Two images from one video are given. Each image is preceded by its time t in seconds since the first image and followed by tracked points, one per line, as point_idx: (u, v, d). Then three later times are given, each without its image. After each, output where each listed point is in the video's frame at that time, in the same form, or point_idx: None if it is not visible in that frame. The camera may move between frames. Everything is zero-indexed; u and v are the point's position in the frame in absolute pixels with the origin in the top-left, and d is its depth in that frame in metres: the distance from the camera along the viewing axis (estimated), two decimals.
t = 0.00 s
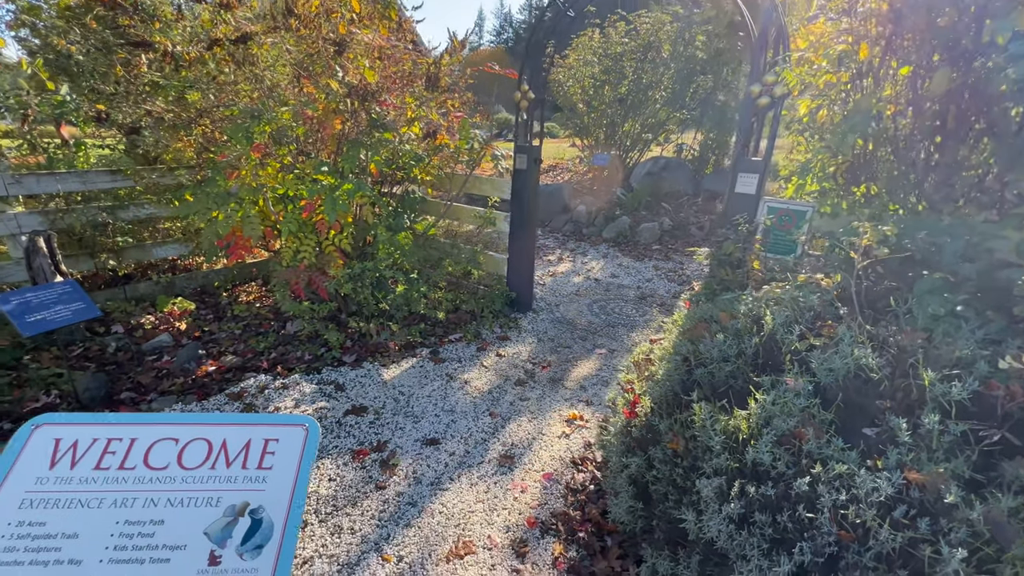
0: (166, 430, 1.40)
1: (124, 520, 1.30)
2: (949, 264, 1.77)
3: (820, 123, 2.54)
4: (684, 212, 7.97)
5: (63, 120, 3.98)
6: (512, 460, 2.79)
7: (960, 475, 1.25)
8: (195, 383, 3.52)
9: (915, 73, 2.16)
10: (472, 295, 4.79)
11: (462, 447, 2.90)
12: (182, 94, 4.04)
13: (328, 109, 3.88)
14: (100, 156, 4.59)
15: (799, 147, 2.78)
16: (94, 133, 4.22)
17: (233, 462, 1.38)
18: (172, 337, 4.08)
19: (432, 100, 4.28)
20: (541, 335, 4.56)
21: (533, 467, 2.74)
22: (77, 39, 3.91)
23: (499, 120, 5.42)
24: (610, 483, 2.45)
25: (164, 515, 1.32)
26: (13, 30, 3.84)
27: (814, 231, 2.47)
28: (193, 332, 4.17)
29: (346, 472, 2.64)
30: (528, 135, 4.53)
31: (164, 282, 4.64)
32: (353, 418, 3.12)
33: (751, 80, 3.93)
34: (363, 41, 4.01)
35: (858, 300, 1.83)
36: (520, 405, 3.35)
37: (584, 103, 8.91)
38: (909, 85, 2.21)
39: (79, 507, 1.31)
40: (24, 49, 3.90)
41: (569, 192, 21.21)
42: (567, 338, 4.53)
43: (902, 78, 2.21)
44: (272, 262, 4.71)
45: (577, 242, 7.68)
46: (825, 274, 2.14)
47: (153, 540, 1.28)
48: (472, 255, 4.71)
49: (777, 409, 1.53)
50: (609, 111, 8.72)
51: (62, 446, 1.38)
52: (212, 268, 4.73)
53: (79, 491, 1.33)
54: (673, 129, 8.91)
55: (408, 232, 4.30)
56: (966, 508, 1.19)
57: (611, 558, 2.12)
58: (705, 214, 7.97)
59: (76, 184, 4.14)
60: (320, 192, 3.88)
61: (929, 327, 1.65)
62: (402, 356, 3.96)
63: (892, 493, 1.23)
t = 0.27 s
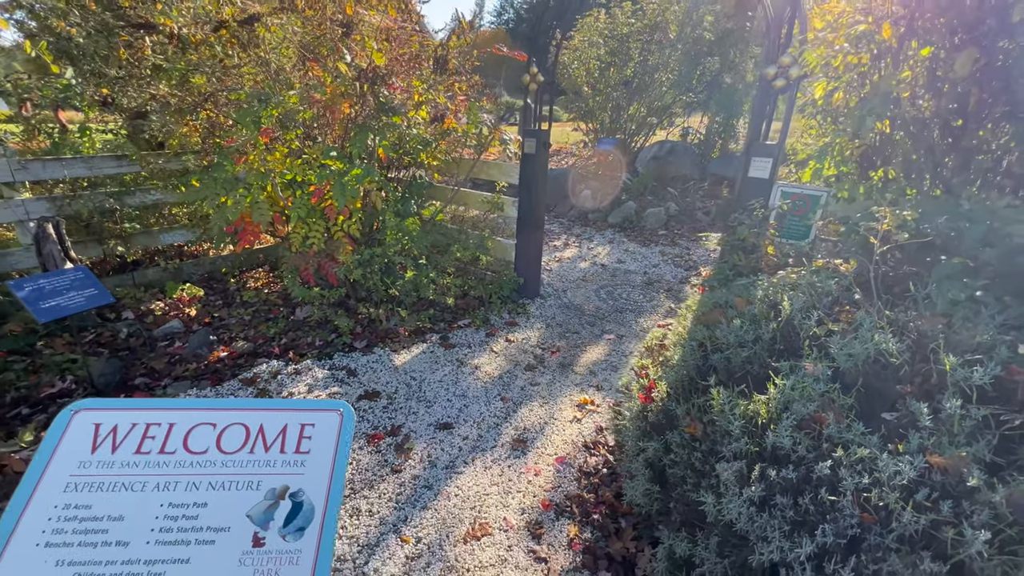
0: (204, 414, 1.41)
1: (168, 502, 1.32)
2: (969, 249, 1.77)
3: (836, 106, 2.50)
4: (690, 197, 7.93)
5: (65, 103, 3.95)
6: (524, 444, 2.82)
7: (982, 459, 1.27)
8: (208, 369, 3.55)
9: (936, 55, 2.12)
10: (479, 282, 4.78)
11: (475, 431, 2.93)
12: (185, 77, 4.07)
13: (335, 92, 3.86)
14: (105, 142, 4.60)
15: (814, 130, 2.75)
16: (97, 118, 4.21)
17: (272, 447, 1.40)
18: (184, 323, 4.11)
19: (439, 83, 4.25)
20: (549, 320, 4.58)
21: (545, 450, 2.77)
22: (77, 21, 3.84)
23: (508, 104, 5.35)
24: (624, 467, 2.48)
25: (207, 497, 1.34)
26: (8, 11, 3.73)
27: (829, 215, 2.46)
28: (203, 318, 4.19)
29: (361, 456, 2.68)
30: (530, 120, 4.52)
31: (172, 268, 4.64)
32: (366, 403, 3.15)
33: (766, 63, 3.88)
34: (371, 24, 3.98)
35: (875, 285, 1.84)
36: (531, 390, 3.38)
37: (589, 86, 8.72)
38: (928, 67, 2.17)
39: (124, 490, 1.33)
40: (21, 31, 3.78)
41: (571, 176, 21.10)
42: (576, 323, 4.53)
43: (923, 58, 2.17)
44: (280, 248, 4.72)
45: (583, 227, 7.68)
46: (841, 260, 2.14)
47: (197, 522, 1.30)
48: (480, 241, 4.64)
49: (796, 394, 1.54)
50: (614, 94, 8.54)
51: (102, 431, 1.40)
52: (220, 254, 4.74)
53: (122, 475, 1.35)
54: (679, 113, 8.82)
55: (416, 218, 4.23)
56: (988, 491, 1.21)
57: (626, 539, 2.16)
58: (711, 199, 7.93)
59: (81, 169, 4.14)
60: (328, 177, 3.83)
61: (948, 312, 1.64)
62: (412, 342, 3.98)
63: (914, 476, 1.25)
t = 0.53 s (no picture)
0: (236, 399, 1.43)
1: (206, 486, 1.35)
2: (992, 232, 1.75)
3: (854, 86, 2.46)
4: (699, 180, 7.86)
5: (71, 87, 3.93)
6: (537, 428, 2.85)
7: (1006, 443, 1.27)
8: (222, 354, 3.58)
9: (963, 31, 2.08)
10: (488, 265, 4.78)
11: (489, 415, 2.95)
12: (189, 60, 4.00)
13: (344, 75, 3.78)
14: (110, 127, 4.58)
15: (831, 111, 2.71)
16: (102, 102, 4.15)
17: (305, 431, 1.44)
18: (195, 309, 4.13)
19: (447, 64, 4.24)
20: (558, 305, 4.58)
21: (558, 434, 2.79)
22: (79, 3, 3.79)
23: (516, 86, 5.28)
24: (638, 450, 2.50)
25: (245, 481, 1.37)
26: None
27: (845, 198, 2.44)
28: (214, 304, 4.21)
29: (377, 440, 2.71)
30: (533, 102, 4.43)
31: (181, 254, 4.65)
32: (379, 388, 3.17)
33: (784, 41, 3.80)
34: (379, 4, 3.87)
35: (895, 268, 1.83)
36: (542, 375, 3.39)
37: (596, 67, 8.56)
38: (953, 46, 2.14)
39: (162, 473, 1.35)
40: (22, 15, 3.73)
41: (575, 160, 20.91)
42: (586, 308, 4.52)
43: (947, 36, 2.13)
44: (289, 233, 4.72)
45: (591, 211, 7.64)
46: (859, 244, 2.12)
47: (235, 505, 1.33)
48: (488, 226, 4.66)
49: (817, 378, 1.54)
50: (621, 75, 8.40)
51: (137, 415, 1.42)
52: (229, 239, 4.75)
53: (158, 458, 1.37)
54: (687, 94, 8.70)
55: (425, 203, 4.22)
56: (1013, 474, 1.22)
57: (641, 521, 2.20)
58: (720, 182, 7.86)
59: (89, 154, 4.12)
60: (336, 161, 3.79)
61: (970, 296, 1.63)
62: (423, 327, 4.00)
63: (938, 460, 1.26)
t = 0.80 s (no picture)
0: (259, 383, 1.44)
1: (232, 469, 1.36)
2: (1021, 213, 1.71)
3: (877, 62, 2.40)
4: (709, 162, 7.76)
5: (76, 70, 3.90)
6: (549, 411, 2.85)
7: None
8: (233, 338, 3.60)
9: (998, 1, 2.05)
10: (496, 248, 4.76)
11: (500, 399, 2.96)
12: (193, 41, 3.96)
13: (351, 55, 3.71)
14: (116, 111, 4.54)
15: (851, 90, 2.65)
16: (106, 86, 4.19)
17: (329, 415, 1.44)
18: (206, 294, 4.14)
19: (456, 44, 4.15)
20: (567, 290, 4.56)
21: (570, 418, 2.80)
22: None
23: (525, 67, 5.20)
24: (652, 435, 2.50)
25: (270, 464, 1.37)
26: None
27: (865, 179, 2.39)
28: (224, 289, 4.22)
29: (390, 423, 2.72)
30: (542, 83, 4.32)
31: (190, 239, 4.65)
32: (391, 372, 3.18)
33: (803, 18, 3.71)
34: None
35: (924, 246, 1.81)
36: (553, 359, 3.38)
37: (604, 47, 8.39)
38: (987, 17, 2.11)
39: (187, 457, 1.36)
40: None
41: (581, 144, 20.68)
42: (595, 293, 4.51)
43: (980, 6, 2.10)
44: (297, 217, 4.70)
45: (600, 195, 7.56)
46: (881, 226, 2.08)
47: (262, 488, 1.34)
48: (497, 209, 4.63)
49: (838, 362, 1.52)
50: (630, 55, 8.23)
51: (160, 399, 1.43)
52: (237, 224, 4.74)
53: (183, 441, 1.38)
54: (697, 75, 8.55)
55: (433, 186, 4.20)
56: None
57: (655, 504, 2.21)
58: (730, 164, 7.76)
59: (98, 140, 4.08)
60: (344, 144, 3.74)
61: (998, 278, 1.60)
62: (433, 312, 3.99)
63: (965, 444, 1.24)
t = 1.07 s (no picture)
0: (280, 365, 1.43)
1: (255, 451, 1.36)
2: None
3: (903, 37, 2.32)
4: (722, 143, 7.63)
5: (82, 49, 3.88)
6: (561, 394, 2.85)
7: None
8: (246, 322, 3.61)
9: None
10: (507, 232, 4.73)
11: (512, 382, 2.96)
12: (198, 21, 3.93)
13: (359, 33, 3.68)
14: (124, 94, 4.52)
15: (874, 67, 2.57)
16: (113, 69, 4.15)
17: (350, 397, 1.44)
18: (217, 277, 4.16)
19: (465, 21, 4.07)
20: (578, 273, 4.53)
21: (583, 401, 2.79)
22: None
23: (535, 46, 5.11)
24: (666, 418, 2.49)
25: (291, 446, 1.38)
26: None
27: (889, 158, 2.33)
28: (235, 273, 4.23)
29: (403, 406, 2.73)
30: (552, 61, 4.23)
31: (200, 222, 4.65)
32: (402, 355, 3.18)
33: None
34: None
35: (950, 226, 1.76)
36: (564, 343, 3.37)
37: (614, 25, 8.23)
38: None
39: (209, 438, 1.37)
40: None
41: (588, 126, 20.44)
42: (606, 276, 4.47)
43: None
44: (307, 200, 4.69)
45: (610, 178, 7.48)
46: (906, 207, 2.03)
47: (285, 469, 1.34)
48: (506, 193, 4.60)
49: (862, 345, 1.49)
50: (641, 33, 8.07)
51: (181, 381, 1.43)
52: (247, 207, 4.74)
53: (204, 424, 1.38)
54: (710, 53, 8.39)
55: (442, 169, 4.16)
56: None
57: (669, 487, 2.20)
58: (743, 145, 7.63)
59: (105, 124, 4.07)
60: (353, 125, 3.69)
61: None
62: (444, 295, 3.98)
63: (996, 429, 1.22)
